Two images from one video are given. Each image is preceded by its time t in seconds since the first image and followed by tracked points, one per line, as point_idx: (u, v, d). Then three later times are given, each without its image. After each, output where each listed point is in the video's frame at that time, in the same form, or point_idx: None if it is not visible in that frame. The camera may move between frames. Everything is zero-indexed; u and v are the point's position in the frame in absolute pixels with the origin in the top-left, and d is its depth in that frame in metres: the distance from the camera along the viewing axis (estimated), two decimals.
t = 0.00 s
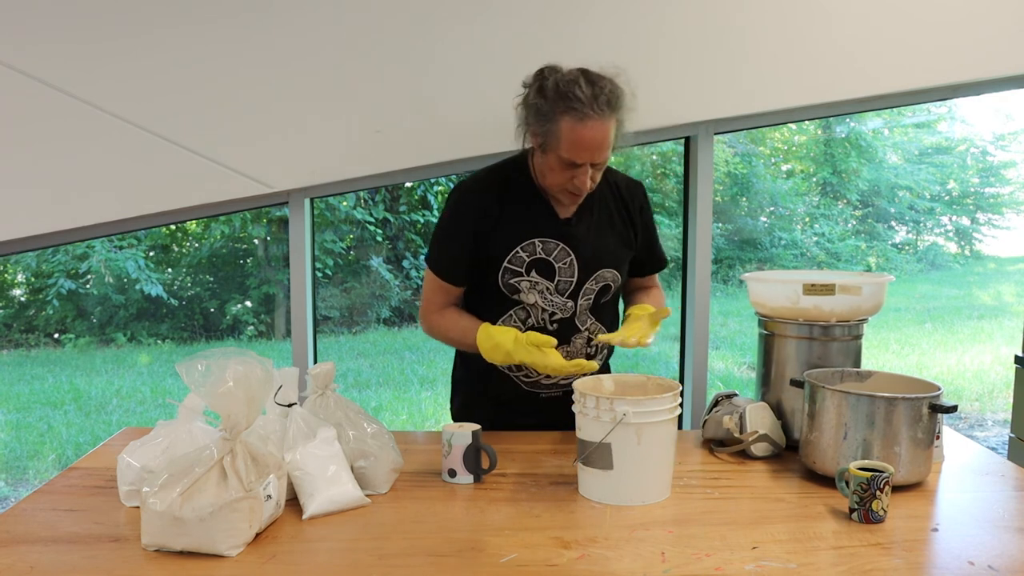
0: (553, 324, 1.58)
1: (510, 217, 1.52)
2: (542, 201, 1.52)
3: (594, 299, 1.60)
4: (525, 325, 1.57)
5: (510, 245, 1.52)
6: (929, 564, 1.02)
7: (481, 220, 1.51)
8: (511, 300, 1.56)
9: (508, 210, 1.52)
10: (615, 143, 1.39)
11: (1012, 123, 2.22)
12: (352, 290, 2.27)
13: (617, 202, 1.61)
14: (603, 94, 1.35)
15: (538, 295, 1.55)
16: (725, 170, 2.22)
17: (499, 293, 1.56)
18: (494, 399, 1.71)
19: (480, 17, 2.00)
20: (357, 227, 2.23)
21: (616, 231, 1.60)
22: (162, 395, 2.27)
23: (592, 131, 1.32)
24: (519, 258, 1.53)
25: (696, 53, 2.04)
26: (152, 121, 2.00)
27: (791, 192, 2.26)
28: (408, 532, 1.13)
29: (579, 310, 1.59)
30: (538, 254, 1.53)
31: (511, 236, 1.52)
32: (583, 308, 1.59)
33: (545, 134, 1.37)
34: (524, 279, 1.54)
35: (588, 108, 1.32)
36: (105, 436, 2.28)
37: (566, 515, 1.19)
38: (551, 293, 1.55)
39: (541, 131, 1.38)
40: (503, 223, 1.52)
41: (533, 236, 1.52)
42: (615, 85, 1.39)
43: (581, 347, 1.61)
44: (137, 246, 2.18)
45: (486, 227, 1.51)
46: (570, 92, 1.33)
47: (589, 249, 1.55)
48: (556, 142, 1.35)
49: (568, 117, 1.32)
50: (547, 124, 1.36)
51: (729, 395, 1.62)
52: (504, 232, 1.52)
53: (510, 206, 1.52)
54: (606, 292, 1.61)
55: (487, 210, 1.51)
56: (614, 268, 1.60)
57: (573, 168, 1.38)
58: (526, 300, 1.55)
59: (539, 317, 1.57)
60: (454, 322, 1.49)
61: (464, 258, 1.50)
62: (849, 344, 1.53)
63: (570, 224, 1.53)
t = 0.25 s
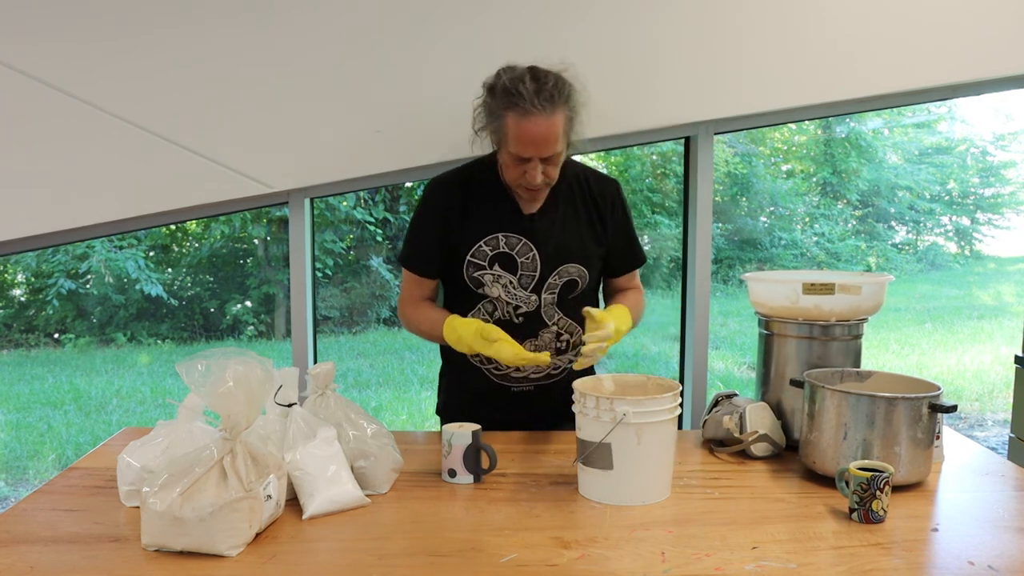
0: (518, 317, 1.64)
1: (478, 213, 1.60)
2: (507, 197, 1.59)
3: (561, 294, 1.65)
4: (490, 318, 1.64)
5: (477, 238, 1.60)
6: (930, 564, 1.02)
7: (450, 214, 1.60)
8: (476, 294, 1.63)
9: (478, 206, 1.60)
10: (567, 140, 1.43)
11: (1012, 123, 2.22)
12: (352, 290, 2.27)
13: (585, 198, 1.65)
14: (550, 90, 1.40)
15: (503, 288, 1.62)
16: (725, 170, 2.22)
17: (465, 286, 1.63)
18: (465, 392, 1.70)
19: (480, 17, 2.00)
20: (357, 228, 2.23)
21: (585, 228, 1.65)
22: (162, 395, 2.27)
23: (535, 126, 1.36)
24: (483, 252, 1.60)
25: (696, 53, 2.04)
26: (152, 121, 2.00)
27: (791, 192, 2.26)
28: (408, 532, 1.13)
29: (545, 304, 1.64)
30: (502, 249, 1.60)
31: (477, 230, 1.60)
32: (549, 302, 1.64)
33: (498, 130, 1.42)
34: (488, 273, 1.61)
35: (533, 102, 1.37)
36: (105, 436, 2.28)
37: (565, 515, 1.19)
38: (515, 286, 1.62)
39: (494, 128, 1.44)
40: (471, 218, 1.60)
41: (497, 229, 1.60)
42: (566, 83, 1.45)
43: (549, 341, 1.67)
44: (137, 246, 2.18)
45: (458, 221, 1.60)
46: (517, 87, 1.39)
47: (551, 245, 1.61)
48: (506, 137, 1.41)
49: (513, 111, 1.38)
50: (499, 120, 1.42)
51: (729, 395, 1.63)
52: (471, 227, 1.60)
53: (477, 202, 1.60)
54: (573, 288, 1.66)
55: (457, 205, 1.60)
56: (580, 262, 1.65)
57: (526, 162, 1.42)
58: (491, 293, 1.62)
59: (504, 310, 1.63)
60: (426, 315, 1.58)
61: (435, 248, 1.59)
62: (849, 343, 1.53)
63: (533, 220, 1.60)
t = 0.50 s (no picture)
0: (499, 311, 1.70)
1: (457, 212, 1.69)
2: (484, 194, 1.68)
3: (540, 287, 1.70)
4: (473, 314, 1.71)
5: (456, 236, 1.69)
6: (930, 564, 1.02)
7: (431, 214, 1.69)
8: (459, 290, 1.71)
9: (457, 206, 1.69)
10: (523, 136, 1.51)
11: (1012, 123, 2.22)
12: (352, 290, 2.27)
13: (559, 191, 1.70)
14: (506, 89, 1.49)
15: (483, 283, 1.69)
16: (725, 170, 2.22)
17: (449, 284, 1.72)
18: (460, 391, 1.78)
19: (479, 17, 2.00)
20: (357, 228, 2.23)
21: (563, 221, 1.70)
22: (162, 395, 2.27)
23: (490, 119, 1.46)
24: (462, 249, 1.68)
25: (696, 53, 2.04)
26: (152, 121, 2.00)
27: (791, 192, 2.26)
28: (408, 532, 1.13)
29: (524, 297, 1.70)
30: (479, 244, 1.68)
31: (456, 228, 1.69)
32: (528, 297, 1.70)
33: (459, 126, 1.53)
34: (468, 269, 1.69)
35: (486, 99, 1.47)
36: (105, 436, 2.28)
37: (565, 515, 1.19)
38: (494, 281, 1.69)
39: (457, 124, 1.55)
40: (450, 217, 1.69)
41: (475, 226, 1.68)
42: (526, 82, 1.53)
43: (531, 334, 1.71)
44: (137, 246, 2.18)
45: (439, 222, 1.70)
46: (473, 85, 1.50)
47: (526, 238, 1.68)
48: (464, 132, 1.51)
49: (468, 107, 1.49)
50: (460, 116, 1.53)
51: (729, 395, 1.63)
52: (450, 226, 1.69)
53: (457, 202, 1.69)
54: (552, 281, 1.71)
55: (437, 206, 1.70)
56: (557, 254, 1.69)
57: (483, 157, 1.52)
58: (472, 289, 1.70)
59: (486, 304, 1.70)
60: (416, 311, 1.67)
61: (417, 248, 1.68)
62: (849, 344, 1.53)
63: (507, 215, 1.67)
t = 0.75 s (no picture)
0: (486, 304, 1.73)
1: (447, 207, 1.74)
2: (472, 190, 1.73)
3: (525, 280, 1.73)
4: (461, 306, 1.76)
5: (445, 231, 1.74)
6: (930, 564, 1.02)
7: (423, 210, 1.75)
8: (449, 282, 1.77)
9: (446, 201, 1.75)
10: (500, 129, 1.55)
11: (1012, 123, 2.22)
12: (352, 290, 2.27)
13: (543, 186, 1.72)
14: (482, 81, 1.55)
15: (470, 276, 1.73)
16: (725, 170, 2.22)
17: (440, 275, 1.78)
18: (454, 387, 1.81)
19: (479, 17, 2.00)
20: (357, 227, 2.23)
21: (548, 216, 1.71)
22: (162, 396, 2.27)
23: (463, 111, 1.52)
24: (450, 242, 1.73)
25: (696, 53, 2.04)
26: (152, 121, 2.00)
27: (791, 192, 2.26)
28: (407, 532, 1.13)
29: (511, 291, 1.73)
30: (466, 238, 1.72)
31: (445, 223, 1.74)
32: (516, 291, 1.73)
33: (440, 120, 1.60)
34: (457, 261, 1.74)
35: (462, 91, 1.54)
36: (105, 436, 2.28)
37: (565, 515, 1.19)
38: (481, 274, 1.73)
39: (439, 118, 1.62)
40: (440, 212, 1.75)
41: (463, 221, 1.72)
42: (505, 77, 1.59)
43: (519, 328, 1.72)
44: (137, 246, 2.18)
45: (430, 218, 1.76)
46: (451, 78, 1.57)
47: (510, 233, 1.70)
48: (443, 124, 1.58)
49: (446, 99, 1.56)
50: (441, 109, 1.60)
51: (729, 395, 1.63)
52: (440, 220, 1.75)
53: (446, 198, 1.75)
54: (537, 274, 1.73)
55: (429, 202, 1.76)
56: (541, 249, 1.71)
57: (461, 148, 1.58)
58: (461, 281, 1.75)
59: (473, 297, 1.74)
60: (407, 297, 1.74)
61: (409, 243, 1.75)
62: (849, 343, 1.53)
63: (492, 210, 1.70)
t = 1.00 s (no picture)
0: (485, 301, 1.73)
1: (446, 204, 1.75)
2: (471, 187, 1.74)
3: (523, 277, 1.73)
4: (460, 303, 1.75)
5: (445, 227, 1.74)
6: (930, 564, 1.02)
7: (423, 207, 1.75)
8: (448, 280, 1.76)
9: (446, 198, 1.75)
10: (502, 123, 1.57)
11: (1012, 123, 2.23)
12: (352, 290, 2.27)
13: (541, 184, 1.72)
14: (485, 76, 1.57)
15: (469, 273, 1.74)
16: (725, 170, 2.22)
17: (440, 273, 1.77)
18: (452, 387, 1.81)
19: (479, 17, 2.00)
20: (357, 228, 2.23)
21: (546, 215, 1.72)
22: (162, 395, 2.27)
23: (467, 104, 1.54)
24: (450, 238, 1.74)
25: (696, 53, 2.04)
26: (152, 121, 2.00)
27: (791, 192, 2.26)
28: (407, 532, 1.13)
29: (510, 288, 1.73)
30: (466, 235, 1.73)
31: (444, 220, 1.74)
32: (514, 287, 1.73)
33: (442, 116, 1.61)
34: (456, 258, 1.74)
35: (465, 84, 1.56)
36: (105, 436, 2.28)
37: (565, 515, 1.19)
38: (480, 271, 1.73)
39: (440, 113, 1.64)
40: (439, 209, 1.75)
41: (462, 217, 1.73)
42: (506, 72, 1.61)
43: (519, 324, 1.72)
44: (137, 246, 2.18)
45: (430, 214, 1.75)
46: (453, 72, 1.59)
47: (509, 230, 1.71)
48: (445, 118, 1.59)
49: (449, 93, 1.58)
50: (443, 106, 1.62)
51: (729, 395, 1.63)
52: (439, 217, 1.75)
53: (445, 195, 1.75)
54: (535, 270, 1.73)
55: (428, 199, 1.76)
56: (539, 247, 1.72)
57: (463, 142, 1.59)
58: (460, 278, 1.75)
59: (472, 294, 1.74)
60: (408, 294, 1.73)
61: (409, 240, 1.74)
62: (849, 344, 1.53)
63: (491, 207, 1.71)
